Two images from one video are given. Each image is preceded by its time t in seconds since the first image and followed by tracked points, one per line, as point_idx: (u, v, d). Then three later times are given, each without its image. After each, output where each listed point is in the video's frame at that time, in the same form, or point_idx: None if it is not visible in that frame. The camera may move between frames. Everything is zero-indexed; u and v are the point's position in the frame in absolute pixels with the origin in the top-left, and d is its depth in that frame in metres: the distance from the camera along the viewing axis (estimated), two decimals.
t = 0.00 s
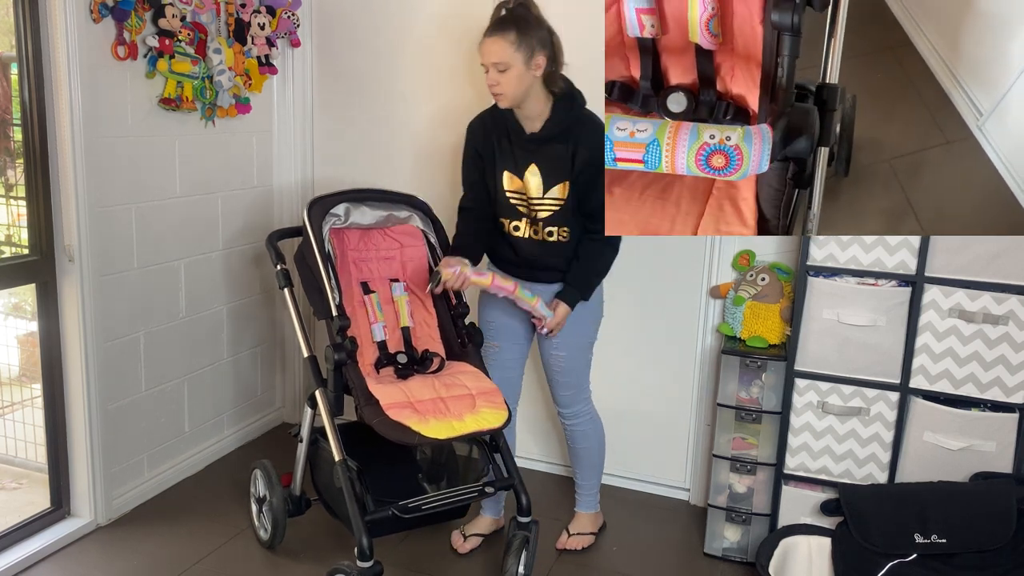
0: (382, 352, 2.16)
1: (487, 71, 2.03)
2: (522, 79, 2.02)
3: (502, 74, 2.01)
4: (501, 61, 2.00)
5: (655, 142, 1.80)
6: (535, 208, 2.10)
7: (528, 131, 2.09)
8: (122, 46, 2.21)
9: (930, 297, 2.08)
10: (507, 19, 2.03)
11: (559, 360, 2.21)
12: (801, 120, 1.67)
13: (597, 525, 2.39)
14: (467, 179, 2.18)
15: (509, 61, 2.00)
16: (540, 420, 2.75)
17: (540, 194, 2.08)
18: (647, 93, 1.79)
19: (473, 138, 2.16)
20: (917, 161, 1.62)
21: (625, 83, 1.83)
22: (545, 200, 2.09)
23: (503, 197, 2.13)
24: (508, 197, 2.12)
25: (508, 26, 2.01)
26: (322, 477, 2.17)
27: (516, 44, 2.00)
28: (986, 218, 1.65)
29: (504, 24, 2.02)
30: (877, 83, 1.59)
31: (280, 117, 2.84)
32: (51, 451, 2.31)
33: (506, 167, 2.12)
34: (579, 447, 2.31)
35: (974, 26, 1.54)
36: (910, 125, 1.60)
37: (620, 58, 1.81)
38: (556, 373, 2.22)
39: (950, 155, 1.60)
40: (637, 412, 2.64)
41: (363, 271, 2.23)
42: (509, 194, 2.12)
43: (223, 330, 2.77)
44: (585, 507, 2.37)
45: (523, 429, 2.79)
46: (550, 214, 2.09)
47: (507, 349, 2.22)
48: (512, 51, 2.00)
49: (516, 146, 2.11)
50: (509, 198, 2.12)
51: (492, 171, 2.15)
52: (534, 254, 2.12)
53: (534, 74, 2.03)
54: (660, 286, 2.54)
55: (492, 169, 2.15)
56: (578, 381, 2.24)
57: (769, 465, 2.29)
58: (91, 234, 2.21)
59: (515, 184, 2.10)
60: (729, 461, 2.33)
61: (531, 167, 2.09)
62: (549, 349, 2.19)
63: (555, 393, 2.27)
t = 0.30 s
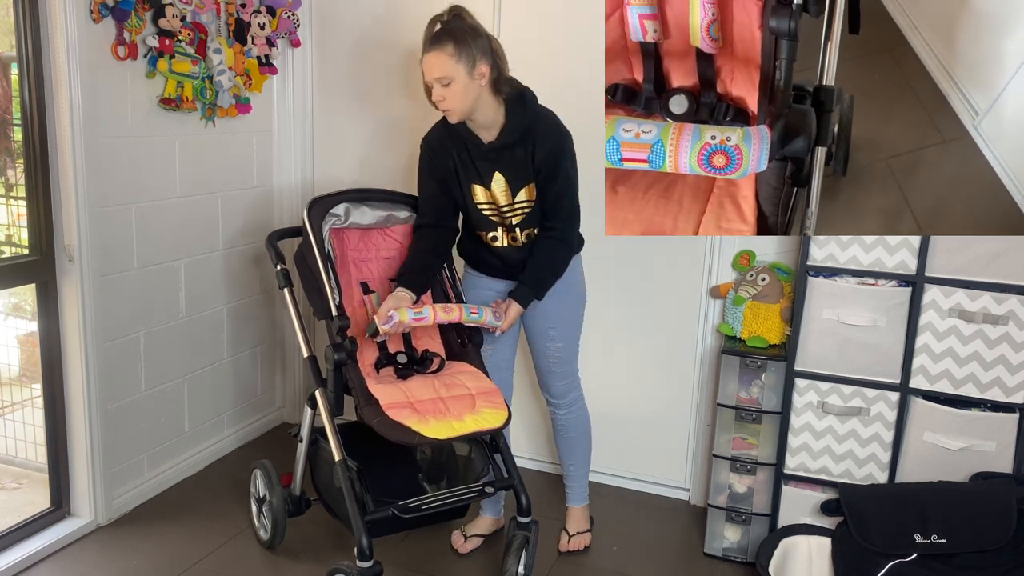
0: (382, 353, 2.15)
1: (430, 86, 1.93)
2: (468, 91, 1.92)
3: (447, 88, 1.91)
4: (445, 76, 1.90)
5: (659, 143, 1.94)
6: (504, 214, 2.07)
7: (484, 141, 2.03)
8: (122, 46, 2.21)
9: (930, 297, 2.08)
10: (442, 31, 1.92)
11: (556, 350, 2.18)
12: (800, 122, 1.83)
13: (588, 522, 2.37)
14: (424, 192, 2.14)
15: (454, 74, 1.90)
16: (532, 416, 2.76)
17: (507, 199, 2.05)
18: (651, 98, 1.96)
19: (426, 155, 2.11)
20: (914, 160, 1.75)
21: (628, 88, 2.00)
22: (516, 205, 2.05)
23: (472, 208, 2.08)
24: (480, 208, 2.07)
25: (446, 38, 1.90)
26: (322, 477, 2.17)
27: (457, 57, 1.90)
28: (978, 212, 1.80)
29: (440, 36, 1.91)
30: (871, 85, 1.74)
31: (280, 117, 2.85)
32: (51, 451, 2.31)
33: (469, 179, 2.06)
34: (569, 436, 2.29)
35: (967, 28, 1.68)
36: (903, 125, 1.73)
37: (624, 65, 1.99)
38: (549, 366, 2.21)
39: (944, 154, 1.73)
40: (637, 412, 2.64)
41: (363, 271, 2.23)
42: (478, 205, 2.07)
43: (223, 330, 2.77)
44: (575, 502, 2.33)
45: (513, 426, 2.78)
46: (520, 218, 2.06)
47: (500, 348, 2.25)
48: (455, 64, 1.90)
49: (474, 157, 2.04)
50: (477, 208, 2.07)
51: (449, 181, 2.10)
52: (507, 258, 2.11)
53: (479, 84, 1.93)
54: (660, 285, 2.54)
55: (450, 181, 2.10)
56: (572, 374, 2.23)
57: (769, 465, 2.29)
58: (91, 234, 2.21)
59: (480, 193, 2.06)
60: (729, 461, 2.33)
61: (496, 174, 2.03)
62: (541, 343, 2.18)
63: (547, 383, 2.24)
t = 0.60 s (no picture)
0: (381, 353, 2.15)
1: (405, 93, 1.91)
2: (444, 94, 1.91)
3: (422, 93, 1.90)
4: (420, 82, 1.88)
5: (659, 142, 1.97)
6: (490, 213, 2.07)
7: (464, 143, 2.02)
8: (122, 46, 2.21)
9: (930, 297, 2.08)
10: (413, 37, 1.90)
11: (553, 348, 2.18)
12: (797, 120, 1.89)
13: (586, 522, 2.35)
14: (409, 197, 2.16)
15: (429, 79, 1.88)
16: (532, 417, 2.77)
17: (491, 199, 2.05)
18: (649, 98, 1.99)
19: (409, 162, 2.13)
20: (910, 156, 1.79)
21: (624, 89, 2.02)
22: (500, 205, 2.06)
23: (458, 210, 2.09)
24: (465, 210, 2.08)
25: (417, 44, 1.88)
26: (320, 477, 2.17)
27: (429, 61, 1.88)
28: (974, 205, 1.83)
29: (412, 42, 1.89)
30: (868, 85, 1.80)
31: (280, 117, 2.85)
32: (51, 451, 2.31)
33: (452, 181, 2.07)
34: (568, 433, 2.30)
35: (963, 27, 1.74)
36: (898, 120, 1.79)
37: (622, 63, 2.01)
38: (546, 363, 2.21)
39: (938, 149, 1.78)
40: (638, 412, 2.65)
41: (362, 271, 2.23)
42: (464, 207, 2.08)
43: (223, 330, 2.77)
44: (577, 499, 2.33)
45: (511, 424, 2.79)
46: (506, 217, 2.06)
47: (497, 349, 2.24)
48: (429, 68, 1.88)
49: (454, 159, 2.05)
50: (463, 209, 2.08)
51: (433, 184, 2.12)
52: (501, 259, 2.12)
53: (454, 86, 1.92)
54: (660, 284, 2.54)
55: (433, 183, 2.11)
56: (569, 369, 2.23)
57: (769, 465, 2.29)
58: (91, 233, 2.21)
59: (464, 194, 2.06)
60: (729, 461, 2.33)
61: (477, 175, 2.04)
62: (536, 340, 2.18)
63: (546, 381, 2.24)
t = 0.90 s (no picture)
0: (378, 352, 2.15)
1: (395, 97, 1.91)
2: (434, 97, 1.91)
3: (413, 97, 1.90)
4: (410, 85, 1.88)
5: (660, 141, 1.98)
6: (483, 211, 2.06)
7: (453, 143, 2.03)
8: (122, 46, 2.21)
9: (930, 297, 2.08)
10: (400, 41, 1.91)
11: (551, 347, 2.18)
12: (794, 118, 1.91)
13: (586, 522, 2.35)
14: (400, 194, 2.15)
15: (419, 83, 1.88)
16: (531, 417, 2.77)
17: (483, 198, 2.05)
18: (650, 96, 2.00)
19: (399, 159, 2.12)
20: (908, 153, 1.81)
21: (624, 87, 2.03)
22: (492, 204, 2.05)
23: (450, 208, 2.08)
24: (457, 208, 2.07)
25: (405, 47, 1.89)
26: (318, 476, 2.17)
27: (419, 64, 1.88)
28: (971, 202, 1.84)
29: (400, 46, 1.89)
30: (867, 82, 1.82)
31: (280, 116, 2.85)
32: (51, 451, 2.31)
33: (443, 179, 2.06)
34: (568, 432, 2.30)
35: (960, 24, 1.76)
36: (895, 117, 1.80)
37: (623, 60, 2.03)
38: (544, 361, 2.20)
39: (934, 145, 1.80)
40: (638, 412, 2.65)
41: (360, 271, 2.23)
42: (456, 205, 2.07)
43: (223, 330, 2.77)
44: (578, 499, 2.33)
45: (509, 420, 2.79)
46: (499, 214, 2.06)
47: (496, 348, 2.24)
48: (418, 71, 1.88)
49: (444, 159, 2.04)
50: (455, 207, 2.08)
51: (423, 181, 2.11)
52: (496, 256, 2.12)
53: (444, 87, 1.93)
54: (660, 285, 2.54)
55: (423, 181, 2.11)
56: (567, 369, 2.22)
57: (769, 465, 2.29)
58: (91, 233, 2.21)
59: (456, 193, 2.06)
60: (729, 461, 2.33)
61: (468, 174, 2.03)
62: (533, 337, 2.19)
63: (545, 380, 2.24)
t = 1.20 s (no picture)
0: (373, 349, 2.16)
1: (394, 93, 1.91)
2: (433, 94, 1.91)
3: (411, 93, 1.90)
4: (409, 82, 1.88)
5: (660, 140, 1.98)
6: (476, 212, 2.07)
7: (451, 142, 2.02)
8: (122, 46, 2.22)
9: (930, 297, 2.08)
10: (400, 37, 1.90)
11: (548, 347, 2.18)
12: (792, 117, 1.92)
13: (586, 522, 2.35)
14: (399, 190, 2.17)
15: (417, 80, 1.88)
16: (529, 417, 2.77)
17: (477, 199, 2.05)
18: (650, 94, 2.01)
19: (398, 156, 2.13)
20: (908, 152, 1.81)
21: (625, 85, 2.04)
22: (486, 205, 2.05)
23: (445, 206, 2.09)
24: (452, 206, 2.08)
25: (404, 44, 1.88)
26: (313, 471, 2.21)
27: (417, 61, 1.88)
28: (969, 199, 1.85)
29: (400, 43, 1.89)
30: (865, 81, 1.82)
31: (280, 116, 2.85)
32: (51, 451, 2.31)
33: (439, 177, 2.07)
34: (567, 433, 2.29)
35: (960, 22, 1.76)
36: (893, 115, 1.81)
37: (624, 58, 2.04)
38: (542, 362, 2.20)
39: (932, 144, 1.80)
40: (638, 412, 2.64)
41: (356, 269, 2.23)
42: (450, 203, 2.08)
43: (223, 330, 2.77)
44: (577, 499, 2.32)
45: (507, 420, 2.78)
46: (492, 217, 2.06)
47: (492, 349, 2.23)
48: (417, 69, 1.88)
49: (442, 157, 2.05)
50: (450, 205, 2.09)
51: (420, 177, 2.12)
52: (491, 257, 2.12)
53: (443, 85, 1.92)
54: (659, 284, 2.54)
55: (420, 177, 2.12)
56: (565, 369, 2.22)
57: (769, 465, 2.29)
58: (91, 233, 2.21)
59: (451, 191, 2.06)
60: (729, 461, 2.33)
61: (463, 174, 2.03)
62: (531, 338, 2.18)
63: (543, 380, 2.24)
